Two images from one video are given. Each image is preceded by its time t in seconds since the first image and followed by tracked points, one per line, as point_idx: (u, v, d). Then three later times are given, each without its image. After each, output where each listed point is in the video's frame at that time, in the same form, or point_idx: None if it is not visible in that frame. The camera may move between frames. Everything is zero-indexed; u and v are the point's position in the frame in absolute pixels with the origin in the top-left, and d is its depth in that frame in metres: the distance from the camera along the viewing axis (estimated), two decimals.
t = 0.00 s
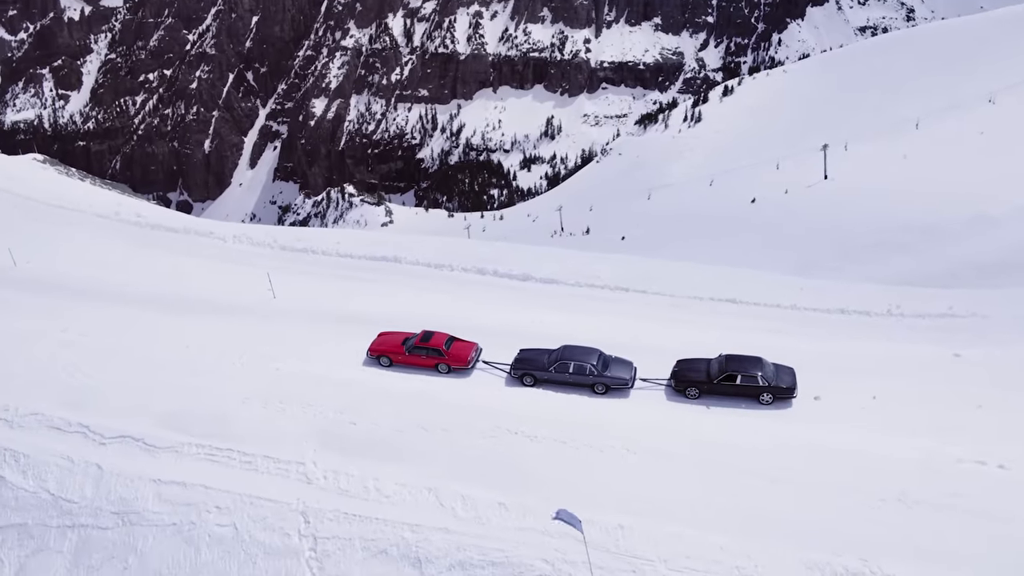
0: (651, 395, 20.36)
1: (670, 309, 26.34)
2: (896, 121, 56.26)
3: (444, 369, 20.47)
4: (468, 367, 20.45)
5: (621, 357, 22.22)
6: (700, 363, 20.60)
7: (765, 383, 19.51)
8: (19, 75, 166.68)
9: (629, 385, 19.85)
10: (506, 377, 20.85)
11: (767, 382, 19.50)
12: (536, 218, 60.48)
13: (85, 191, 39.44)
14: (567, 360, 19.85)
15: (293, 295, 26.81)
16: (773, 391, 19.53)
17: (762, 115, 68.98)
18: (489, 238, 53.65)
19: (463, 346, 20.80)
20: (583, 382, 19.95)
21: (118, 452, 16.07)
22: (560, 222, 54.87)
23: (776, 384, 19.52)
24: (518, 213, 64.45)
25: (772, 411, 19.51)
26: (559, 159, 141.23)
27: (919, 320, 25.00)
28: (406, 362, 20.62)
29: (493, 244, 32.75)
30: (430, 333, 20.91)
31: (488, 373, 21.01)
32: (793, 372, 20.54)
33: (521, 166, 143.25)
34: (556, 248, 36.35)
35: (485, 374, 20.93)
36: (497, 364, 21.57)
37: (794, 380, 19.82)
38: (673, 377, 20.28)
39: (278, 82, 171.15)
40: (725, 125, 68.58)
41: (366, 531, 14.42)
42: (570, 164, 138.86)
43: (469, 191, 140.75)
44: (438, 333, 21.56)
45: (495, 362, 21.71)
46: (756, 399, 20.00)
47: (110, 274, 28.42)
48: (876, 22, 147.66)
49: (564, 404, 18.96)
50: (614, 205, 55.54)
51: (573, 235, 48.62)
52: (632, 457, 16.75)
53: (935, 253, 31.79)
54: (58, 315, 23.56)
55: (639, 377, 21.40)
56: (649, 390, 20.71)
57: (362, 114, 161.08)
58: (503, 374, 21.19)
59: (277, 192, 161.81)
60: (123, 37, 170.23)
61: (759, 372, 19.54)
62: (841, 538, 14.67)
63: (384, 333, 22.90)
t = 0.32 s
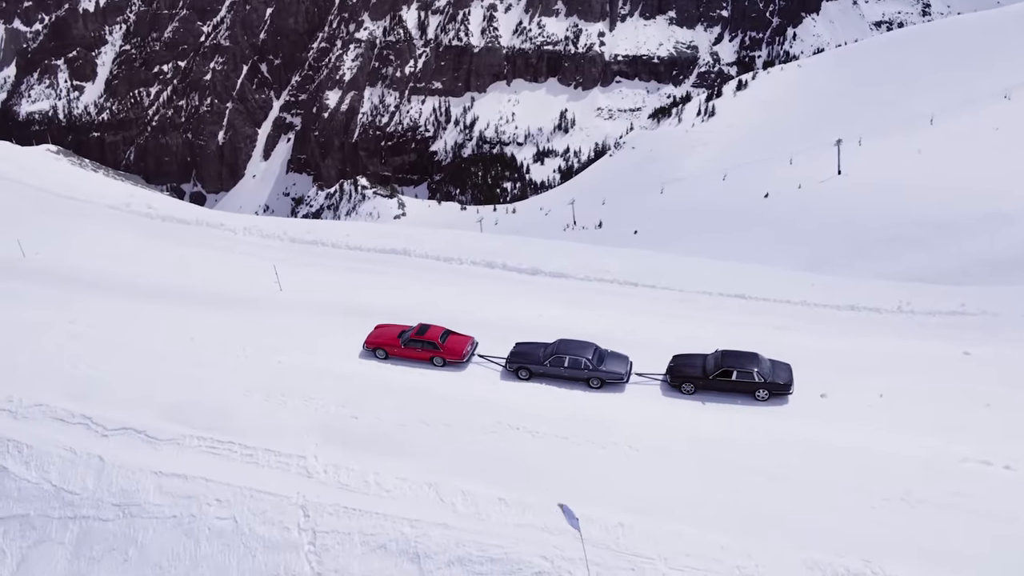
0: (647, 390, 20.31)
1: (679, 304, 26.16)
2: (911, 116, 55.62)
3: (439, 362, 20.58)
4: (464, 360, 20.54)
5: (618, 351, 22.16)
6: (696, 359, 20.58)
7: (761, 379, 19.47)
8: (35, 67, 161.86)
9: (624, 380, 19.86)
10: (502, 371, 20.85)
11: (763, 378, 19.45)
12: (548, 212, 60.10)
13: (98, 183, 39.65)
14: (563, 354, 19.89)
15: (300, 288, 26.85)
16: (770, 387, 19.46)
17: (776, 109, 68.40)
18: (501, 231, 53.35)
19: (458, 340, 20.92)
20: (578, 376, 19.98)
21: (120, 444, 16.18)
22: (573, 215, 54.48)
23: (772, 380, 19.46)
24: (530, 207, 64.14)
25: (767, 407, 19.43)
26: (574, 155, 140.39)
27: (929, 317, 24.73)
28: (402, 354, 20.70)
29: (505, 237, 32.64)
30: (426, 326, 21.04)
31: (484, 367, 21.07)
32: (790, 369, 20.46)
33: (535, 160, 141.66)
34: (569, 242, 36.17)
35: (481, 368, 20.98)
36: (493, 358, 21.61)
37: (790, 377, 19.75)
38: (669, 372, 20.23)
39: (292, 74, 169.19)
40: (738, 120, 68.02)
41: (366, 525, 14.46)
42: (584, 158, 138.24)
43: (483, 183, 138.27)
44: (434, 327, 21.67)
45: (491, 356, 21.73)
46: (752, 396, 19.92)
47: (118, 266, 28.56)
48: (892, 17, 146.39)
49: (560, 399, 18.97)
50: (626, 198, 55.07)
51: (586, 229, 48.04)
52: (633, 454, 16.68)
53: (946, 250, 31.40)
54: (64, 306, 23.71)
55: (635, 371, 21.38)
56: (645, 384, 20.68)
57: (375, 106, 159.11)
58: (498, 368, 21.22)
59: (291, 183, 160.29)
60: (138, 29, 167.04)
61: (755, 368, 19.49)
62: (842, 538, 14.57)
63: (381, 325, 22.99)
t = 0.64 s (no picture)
0: (641, 387, 20.26)
1: (687, 301, 26.01)
2: (927, 113, 54.93)
3: (434, 357, 20.53)
4: (459, 355, 20.53)
5: (613, 348, 22.07)
6: (691, 356, 20.47)
7: (756, 377, 19.29)
8: (51, 59, 162.34)
9: (618, 376, 19.79)
10: (497, 366, 20.82)
11: (757, 376, 19.28)
12: (562, 207, 59.73)
13: (110, 175, 39.79)
14: (557, 349, 19.82)
15: (305, 282, 26.88)
16: (764, 386, 19.30)
17: (791, 105, 67.71)
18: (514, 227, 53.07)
19: (453, 334, 20.87)
20: (573, 372, 19.93)
21: (122, 437, 16.29)
22: (586, 210, 54.13)
23: (767, 378, 19.28)
24: (544, 202, 63.79)
25: (761, 406, 19.27)
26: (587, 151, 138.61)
27: (939, 317, 24.50)
28: (397, 349, 20.71)
29: (516, 232, 32.50)
30: (421, 321, 21.00)
31: (479, 361, 21.04)
32: (785, 367, 20.29)
33: (548, 155, 141.81)
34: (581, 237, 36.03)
35: (477, 363, 20.95)
36: (488, 353, 21.55)
37: (786, 375, 19.57)
38: (664, 369, 20.15)
39: (307, 68, 165.55)
40: (752, 116, 67.46)
41: (364, 522, 14.51)
42: (598, 152, 136.72)
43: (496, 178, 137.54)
44: (430, 320, 21.65)
45: (486, 351, 21.67)
46: (746, 394, 19.79)
47: (126, 258, 28.71)
48: (908, 13, 145.04)
49: (556, 396, 18.91)
50: (639, 194, 54.68)
51: (598, 225, 47.66)
52: (634, 453, 16.65)
53: (958, 249, 31.00)
54: (70, 299, 23.84)
55: (630, 368, 21.30)
56: (640, 381, 20.60)
57: (389, 100, 158.05)
58: (493, 364, 21.17)
59: (305, 176, 157.39)
60: (153, 21, 165.31)
61: (749, 366, 19.35)
62: (841, 541, 14.45)
63: (378, 319, 23.01)
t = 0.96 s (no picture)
0: (642, 387, 20.08)
1: (702, 303, 25.73)
2: (952, 115, 54.10)
3: (436, 354, 20.54)
4: (461, 353, 20.50)
5: (616, 348, 21.92)
6: (694, 357, 20.27)
7: (759, 379, 19.08)
8: (75, 54, 160.52)
9: (620, 376, 19.65)
10: (499, 365, 20.74)
11: (760, 379, 19.06)
12: (582, 207, 59.30)
13: (131, 171, 40.11)
14: (559, 348, 19.70)
15: (317, 279, 26.91)
16: (767, 388, 19.08)
17: (813, 106, 66.94)
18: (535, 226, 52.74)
19: (456, 332, 20.86)
20: (574, 371, 19.79)
21: (129, 432, 16.39)
22: (606, 210, 53.70)
23: (769, 381, 19.07)
24: (564, 201, 63.38)
25: (763, 409, 19.06)
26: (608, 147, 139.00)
27: (957, 322, 24.08)
28: (400, 346, 20.67)
29: (534, 231, 32.33)
30: (424, 318, 20.99)
31: (481, 360, 20.98)
32: (789, 370, 20.04)
33: (570, 154, 141.72)
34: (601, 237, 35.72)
35: (478, 361, 20.90)
36: (490, 352, 21.50)
37: (789, 378, 19.34)
38: (666, 370, 19.95)
39: (329, 65, 166.74)
40: (773, 116, 66.75)
41: (367, 521, 14.46)
42: (620, 151, 136.71)
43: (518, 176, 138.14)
44: (433, 318, 21.62)
45: (489, 350, 21.63)
46: (749, 396, 19.55)
47: (141, 254, 28.86)
48: (933, 14, 144.93)
49: (558, 396, 18.84)
50: (660, 193, 54.17)
51: (619, 224, 47.20)
52: (642, 456, 16.48)
53: (980, 252, 30.41)
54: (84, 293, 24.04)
55: (632, 368, 21.13)
56: (642, 382, 20.42)
57: (412, 98, 157.76)
58: (496, 362, 21.10)
59: (326, 172, 158.79)
60: (177, 17, 164.93)
61: (752, 369, 19.13)
62: (849, 548, 14.20)
63: (382, 316, 23.01)
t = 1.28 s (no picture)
0: (647, 389, 19.82)
1: (720, 305, 25.39)
2: (977, 119, 53.09)
3: (440, 352, 20.44)
4: (465, 351, 20.35)
5: (621, 348, 21.73)
6: (699, 359, 19.95)
7: (763, 382, 18.72)
8: (100, 50, 162.03)
9: (624, 377, 19.40)
10: (502, 364, 20.58)
11: (765, 382, 18.70)
12: (603, 207, 58.92)
13: (154, 167, 40.46)
14: (562, 348, 19.51)
15: (330, 276, 26.88)
16: (771, 392, 18.72)
17: (837, 109, 66.07)
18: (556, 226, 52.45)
19: (460, 329, 20.73)
20: (577, 371, 19.57)
21: (135, 427, 16.47)
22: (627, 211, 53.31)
23: (774, 384, 18.71)
24: (586, 202, 63.00)
25: (767, 413, 18.70)
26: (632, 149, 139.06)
27: (979, 328, 23.52)
28: (403, 343, 20.62)
29: (555, 231, 32.08)
30: (428, 315, 20.88)
31: (484, 358, 20.86)
32: (795, 374, 19.65)
33: (593, 154, 141.10)
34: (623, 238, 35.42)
35: (482, 359, 20.75)
36: (494, 350, 21.36)
37: (795, 382, 18.96)
38: (669, 371, 19.67)
39: (353, 62, 166.91)
40: (797, 119, 66.02)
41: (370, 522, 14.37)
42: (643, 153, 135.79)
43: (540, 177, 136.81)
44: (437, 316, 21.51)
45: (493, 348, 21.50)
46: (753, 399, 19.21)
47: (156, 249, 29.01)
48: (959, 18, 138.93)
49: (561, 397, 18.67)
50: (683, 195, 53.72)
51: (640, 225, 46.83)
52: (650, 460, 16.25)
53: (1004, 258, 29.68)
54: (96, 288, 24.21)
55: (636, 369, 20.87)
56: (645, 383, 20.17)
57: (435, 96, 158.01)
58: (499, 361, 20.94)
59: (349, 170, 158.99)
60: (202, 14, 166.61)
61: (756, 371, 18.78)
62: (858, 558, 13.89)
63: (387, 313, 22.96)
